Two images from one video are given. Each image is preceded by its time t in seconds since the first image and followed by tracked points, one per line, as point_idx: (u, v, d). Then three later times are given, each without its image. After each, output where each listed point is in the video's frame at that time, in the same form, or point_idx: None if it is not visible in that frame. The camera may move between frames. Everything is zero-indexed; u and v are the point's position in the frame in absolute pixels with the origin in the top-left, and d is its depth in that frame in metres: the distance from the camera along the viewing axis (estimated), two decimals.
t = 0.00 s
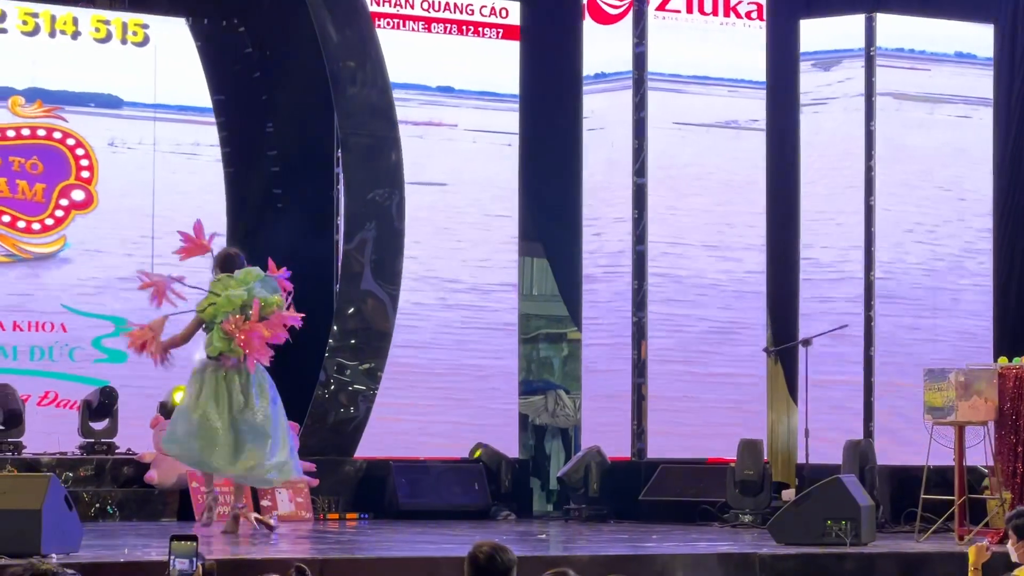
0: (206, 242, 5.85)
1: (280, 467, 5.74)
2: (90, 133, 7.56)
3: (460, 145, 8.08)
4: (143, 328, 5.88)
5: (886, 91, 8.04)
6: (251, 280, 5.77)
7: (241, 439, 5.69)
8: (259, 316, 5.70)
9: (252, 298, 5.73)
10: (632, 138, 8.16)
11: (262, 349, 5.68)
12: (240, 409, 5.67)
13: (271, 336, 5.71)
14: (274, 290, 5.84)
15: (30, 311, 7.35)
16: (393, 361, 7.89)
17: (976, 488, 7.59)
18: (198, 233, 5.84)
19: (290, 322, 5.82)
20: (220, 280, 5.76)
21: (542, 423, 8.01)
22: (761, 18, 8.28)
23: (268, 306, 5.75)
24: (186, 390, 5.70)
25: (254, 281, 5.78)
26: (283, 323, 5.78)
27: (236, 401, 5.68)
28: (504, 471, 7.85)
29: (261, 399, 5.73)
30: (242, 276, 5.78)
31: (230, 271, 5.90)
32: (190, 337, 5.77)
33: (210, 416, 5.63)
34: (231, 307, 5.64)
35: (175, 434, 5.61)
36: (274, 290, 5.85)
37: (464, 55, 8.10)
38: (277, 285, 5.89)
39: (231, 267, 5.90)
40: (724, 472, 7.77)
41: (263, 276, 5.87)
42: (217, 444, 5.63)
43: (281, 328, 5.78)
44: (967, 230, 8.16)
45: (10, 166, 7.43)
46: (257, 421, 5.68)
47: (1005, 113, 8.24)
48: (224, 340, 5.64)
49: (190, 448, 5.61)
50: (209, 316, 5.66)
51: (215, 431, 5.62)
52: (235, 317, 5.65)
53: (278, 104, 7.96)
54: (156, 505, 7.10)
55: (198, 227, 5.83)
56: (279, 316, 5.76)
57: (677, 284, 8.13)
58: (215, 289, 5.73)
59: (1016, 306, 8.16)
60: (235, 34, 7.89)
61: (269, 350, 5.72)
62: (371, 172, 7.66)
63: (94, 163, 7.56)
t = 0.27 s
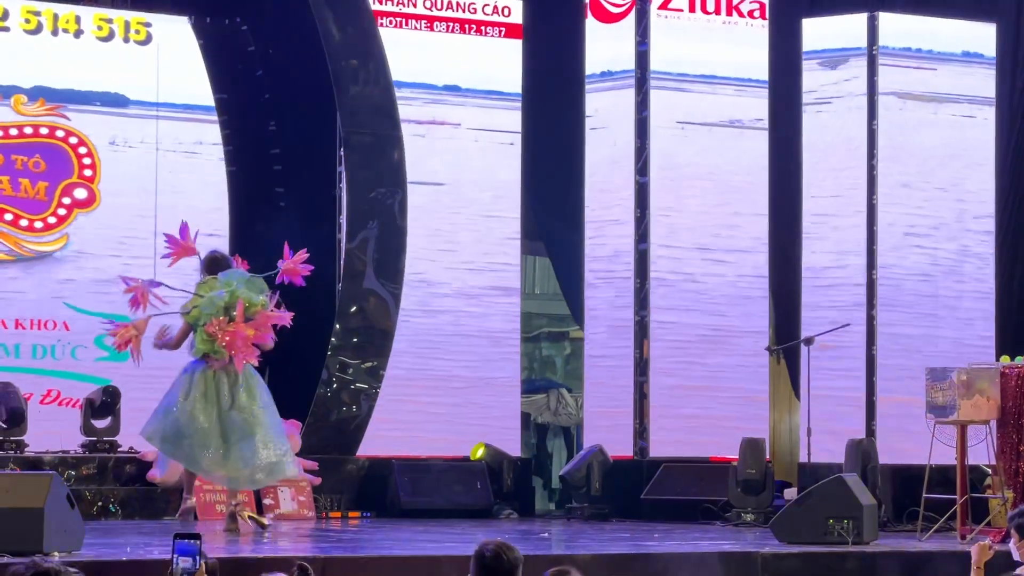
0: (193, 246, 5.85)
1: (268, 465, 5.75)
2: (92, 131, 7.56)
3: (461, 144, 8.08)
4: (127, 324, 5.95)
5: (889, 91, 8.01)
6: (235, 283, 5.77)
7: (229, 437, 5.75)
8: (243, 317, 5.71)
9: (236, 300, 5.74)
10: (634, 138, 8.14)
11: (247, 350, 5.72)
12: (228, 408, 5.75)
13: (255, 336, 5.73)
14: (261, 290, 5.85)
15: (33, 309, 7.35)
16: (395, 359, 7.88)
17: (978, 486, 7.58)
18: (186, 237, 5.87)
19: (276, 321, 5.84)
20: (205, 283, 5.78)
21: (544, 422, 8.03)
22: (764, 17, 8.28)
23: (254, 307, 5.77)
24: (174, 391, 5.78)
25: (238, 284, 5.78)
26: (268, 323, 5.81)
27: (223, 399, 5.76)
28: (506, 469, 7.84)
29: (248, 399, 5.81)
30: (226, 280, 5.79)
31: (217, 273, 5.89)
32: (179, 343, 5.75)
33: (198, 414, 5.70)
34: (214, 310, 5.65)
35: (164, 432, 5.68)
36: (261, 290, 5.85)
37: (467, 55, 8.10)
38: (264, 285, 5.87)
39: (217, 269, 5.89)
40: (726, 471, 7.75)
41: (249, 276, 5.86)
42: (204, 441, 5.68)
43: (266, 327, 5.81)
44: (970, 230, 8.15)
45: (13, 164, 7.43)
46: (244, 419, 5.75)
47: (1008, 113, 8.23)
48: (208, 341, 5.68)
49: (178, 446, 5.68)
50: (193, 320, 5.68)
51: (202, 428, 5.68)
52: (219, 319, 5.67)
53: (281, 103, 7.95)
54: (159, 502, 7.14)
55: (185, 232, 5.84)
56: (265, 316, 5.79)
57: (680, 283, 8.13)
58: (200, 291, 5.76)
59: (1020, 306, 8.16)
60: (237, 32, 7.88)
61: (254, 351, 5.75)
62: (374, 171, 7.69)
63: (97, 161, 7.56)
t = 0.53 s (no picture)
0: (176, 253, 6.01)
1: (257, 458, 5.83)
2: (94, 130, 7.56)
3: (461, 144, 8.06)
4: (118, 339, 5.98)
5: (890, 91, 8.01)
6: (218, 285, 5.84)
7: (218, 434, 5.81)
8: (225, 317, 5.78)
9: (219, 301, 5.81)
10: (636, 136, 8.14)
11: (231, 349, 5.74)
12: (216, 405, 5.79)
13: (238, 336, 5.77)
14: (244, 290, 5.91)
15: (34, 308, 7.35)
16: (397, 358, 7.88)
17: (979, 485, 7.61)
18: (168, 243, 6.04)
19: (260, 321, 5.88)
20: (188, 286, 5.86)
21: (545, 421, 8.03)
22: (765, 16, 8.27)
23: (237, 307, 5.83)
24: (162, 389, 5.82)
25: (221, 285, 5.85)
26: (252, 323, 5.84)
27: (211, 397, 5.79)
28: (508, 468, 7.84)
29: (235, 396, 5.84)
30: (209, 282, 5.86)
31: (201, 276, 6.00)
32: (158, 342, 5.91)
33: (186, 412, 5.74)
34: (197, 311, 5.72)
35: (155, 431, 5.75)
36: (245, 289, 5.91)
37: (468, 53, 8.10)
38: (248, 284, 5.93)
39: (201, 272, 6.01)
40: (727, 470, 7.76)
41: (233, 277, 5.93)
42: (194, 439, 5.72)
43: (251, 327, 5.84)
44: (971, 229, 8.15)
45: (14, 163, 7.42)
46: (233, 415, 5.80)
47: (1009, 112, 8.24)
48: (191, 343, 5.71)
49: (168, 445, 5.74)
50: (177, 322, 5.74)
51: (191, 427, 5.72)
52: (202, 320, 5.72)
53: (282, 102, 7.96)
54: (160, 501, 7.10)
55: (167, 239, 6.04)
56: (248, 315, 5.84)
57: (682, 282, 8.12)
58: (184, 294, 5.85)
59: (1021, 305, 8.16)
60: (239, 32, 7.90)
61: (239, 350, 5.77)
62: (375, 169, 7.69)
63: (98, 160, 7.56)
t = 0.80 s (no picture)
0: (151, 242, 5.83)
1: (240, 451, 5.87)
2: (94, 130, 7.56)
3: (461, 144, 8.08)
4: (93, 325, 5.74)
5: (890, 91, 8.00)
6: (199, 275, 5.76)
7: (205, 427, 5.81)
8: (207, 309, 5.72)
9: (200, 292, 5.74)
10: (637, 136, 8.13)
11: (212, 341, 5.73)
12: (203, 399, 5.78)
13: (219, 328, 5.73)
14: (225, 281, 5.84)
15: (34, 308, 7.35)
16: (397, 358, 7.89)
17: (980, 485, 7.62)
18: (144, 236, 5.83)
19: (241, 312, 5.81)
20: (169, 277, 5.78)
21: (546, 420, 8.03)
22: (766, 16, 8.28)
23: (217, 298, 5.75)
24: (145, 384, 5.77)
25: (202, 276, 5.76)
26: (233, 315, 5.78)
27: (197, 390, 5.78)
28: (508, 468, 7.85)
29: (220, 388, 5.84)
30: (190, 273, 5.77)
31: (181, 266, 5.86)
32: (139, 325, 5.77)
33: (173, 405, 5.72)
34: (178, 303, 5.65)
35: (141, 425, 5.72)
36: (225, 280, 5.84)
37: (469, 53, 8.11)
38: (227, 274, 5.85)
39: (182, 262, 5.85)
40: (727, 470, 7.77)
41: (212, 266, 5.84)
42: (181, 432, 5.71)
43: (232, 318, 5.79)
44: (971, 229, 8.15)
45: (15, 162, 7.43)
46: (220, 409, 5.79)
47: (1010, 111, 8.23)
48: (173, 335, 5.69)
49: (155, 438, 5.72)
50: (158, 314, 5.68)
51: (178, 421, 5.70)
52: (183, 312, 5.67)
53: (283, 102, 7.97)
54: (160, 501, 7.07)
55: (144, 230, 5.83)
56: (229, 307, 5.76)
57: (683, 281, 8.12)
58: (165, 285, 5.76)
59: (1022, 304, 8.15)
60: (240, 32, 7.90)
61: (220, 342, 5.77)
62: (376, 169, 7.67)
63: (99, 160, 7.56)
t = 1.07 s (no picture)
0: (145, 244, 5.82)
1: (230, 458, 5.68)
2: (95, 130, 7.56)
3: (461, 144, 8.08)
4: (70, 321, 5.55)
5: (891, 90, 8.02)
6: (184, 283, 5.56)
7: (195, 431, 5.59)
8: (191, 318, 5.50)
9: (186, 301, 5.53)
10: (637, 136, 8.12)
11: (194, 351, 5.50)
12: (192, 401, 5.56)
13: (204, 340, 5.51)
14: (211, 290, 5.64)
15: (35, 308, 7.35)
16: (397, 358, 7.90)
17: (981, 485, 7.63)
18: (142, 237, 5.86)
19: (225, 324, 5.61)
20: (153, 285, 5.55)
21: (546, 421, 8.03)
22: (766, 16, 8.29)
23: (203, 308, 5.56)
24: (134, 388, 5.57)
25: (189, 284, 5.58)
26: (218, 326, 5.58)
27: (186, 395, 5.56)
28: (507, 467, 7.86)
29: (209, 394, 5.62)
30: (177, 280, 5.56)
31: (167, 274, 5.63)
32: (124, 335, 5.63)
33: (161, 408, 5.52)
34: (162, 311, 5.46)
35: (130, 431, 5.51)
36: (210, 290, 5.63)
37: (469, 52, 8.11)
38: (213, 284, 5.64)
39: (166, 270, 5.63)
40: (728, 470, 7.77)
41: (197, 275, 5.64)
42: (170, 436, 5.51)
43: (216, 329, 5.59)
44: (971, 229, 8.16)
45: (15, 162, 7.42)
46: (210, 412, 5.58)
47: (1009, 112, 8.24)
48: (156, 343, 5.49)
49: (144, 442, 5.52)
50: (143, 320, 5.48)
51: (169, 426, 5.51)
52: (167, 321, 5.47)
53: (283, 101, 7.99)
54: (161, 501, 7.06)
55: (140, 231, 5.86)
56: (215, 318, 5.56)
57: (683, 281, 8.12)
58: (150, 292, 5.53)
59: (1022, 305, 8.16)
60: (240, 32, 7.90)
61: (201, 352, 5.54)
62: (376, 169, 7.64)
63: (99, 160, 7.56)
